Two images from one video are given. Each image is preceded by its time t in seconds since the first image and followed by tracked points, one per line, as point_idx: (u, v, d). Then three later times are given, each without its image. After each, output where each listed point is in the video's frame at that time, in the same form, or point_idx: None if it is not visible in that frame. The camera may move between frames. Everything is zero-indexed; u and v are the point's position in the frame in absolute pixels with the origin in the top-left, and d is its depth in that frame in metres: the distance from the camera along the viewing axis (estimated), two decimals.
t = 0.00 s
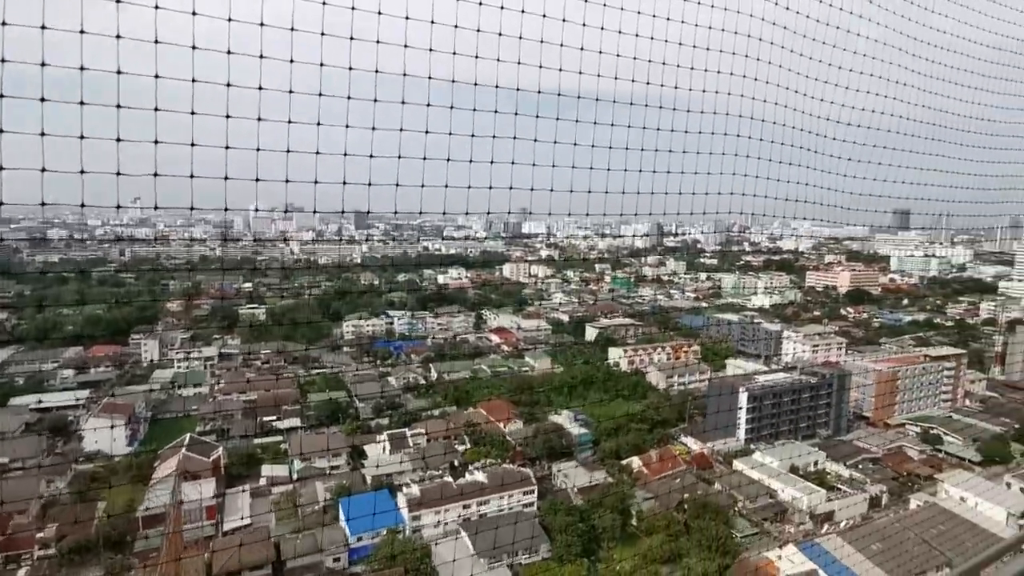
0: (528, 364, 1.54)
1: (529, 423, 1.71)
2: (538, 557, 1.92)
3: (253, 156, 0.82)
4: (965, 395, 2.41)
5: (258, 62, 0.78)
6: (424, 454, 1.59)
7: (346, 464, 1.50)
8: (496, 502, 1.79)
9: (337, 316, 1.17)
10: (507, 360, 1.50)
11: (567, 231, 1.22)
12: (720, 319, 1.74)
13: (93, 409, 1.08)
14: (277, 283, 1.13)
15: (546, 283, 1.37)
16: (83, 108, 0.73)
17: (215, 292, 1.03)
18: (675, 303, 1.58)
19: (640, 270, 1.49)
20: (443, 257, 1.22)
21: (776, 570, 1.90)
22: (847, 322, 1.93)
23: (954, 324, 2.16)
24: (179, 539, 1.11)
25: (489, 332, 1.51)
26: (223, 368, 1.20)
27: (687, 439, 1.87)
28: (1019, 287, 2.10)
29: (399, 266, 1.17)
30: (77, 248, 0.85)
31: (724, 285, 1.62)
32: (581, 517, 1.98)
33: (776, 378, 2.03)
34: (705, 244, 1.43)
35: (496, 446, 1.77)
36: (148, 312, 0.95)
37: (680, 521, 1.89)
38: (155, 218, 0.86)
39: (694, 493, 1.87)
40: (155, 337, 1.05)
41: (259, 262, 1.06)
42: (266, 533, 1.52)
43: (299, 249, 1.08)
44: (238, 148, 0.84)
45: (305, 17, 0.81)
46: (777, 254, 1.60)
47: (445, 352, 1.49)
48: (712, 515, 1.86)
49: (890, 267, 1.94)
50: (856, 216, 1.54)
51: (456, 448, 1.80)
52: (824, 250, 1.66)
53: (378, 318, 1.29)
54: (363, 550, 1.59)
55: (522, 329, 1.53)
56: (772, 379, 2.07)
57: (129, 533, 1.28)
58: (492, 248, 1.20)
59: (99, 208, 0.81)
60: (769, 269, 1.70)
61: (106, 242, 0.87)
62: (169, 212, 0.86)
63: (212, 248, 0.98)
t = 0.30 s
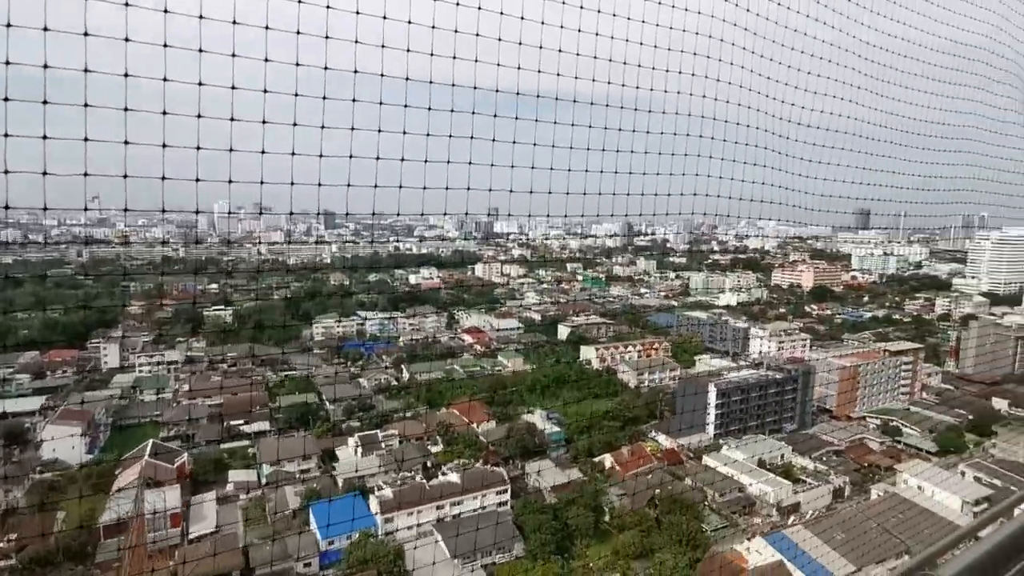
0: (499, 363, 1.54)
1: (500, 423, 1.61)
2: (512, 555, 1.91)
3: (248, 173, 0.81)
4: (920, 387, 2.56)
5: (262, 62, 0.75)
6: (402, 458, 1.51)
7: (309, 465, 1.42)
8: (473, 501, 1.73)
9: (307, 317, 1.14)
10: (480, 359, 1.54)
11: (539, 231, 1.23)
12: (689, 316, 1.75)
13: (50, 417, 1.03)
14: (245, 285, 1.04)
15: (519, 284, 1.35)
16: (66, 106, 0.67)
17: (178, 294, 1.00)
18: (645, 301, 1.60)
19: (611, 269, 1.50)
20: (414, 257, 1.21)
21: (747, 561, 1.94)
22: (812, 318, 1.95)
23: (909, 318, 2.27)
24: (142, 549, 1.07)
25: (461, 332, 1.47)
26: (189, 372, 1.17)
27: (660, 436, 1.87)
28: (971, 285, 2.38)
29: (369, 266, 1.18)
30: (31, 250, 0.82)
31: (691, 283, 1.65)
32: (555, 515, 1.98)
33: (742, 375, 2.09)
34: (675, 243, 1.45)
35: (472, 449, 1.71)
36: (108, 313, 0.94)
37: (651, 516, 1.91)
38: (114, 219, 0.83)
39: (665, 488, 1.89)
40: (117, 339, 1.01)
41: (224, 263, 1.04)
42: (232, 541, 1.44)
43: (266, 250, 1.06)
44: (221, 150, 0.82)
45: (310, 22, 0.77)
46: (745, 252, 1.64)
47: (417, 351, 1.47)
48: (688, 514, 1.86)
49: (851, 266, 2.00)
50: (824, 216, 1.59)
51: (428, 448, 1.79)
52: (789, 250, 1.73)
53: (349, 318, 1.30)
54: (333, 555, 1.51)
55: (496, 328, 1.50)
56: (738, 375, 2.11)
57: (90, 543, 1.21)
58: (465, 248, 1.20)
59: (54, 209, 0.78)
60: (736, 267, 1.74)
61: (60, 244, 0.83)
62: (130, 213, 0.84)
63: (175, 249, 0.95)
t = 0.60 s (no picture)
0: (476, 364, 1.49)
1: (478, 424, 1.49)
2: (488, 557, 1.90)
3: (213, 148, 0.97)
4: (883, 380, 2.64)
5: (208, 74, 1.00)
6: (377, 459, 1.40)
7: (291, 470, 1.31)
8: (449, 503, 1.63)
9: (279, 318, 1.10)
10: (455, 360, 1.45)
11: (514, 231, 1.34)
12: (664, 315, 1.74)
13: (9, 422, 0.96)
14: (214, 285, 1.05)
15: (494, 283, 1.39)
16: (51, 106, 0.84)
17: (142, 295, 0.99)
18: (619, 300, 1.62)
19: (585, 267, 1.53)
20: (388, 256, 1.23)
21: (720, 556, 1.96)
22: (781, 316, 2.02)
23: (871, 315, 2.34)
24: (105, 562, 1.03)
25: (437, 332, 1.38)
26: (153, 376, 1.07)
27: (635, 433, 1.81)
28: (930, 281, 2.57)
29: (340, 264, 1.18)
30: None
31: (667, 282, 1.65)
32: (532, 514, 1.97)
33: (714, 372, 2.14)
34: (647, 241, 1.57)
35: (449, 451, 1.59)
36: (66, 315, 0.91)
37: (626, 514, 1.93)
38: (74, 217, 0.86)
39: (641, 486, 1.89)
40: (77, 343, 0.96)
41: (193, 263, 1.03)
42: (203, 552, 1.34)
43: (235, 250, 1.05)
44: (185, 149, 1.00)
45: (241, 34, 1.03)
46: (712, 249, 1.74)
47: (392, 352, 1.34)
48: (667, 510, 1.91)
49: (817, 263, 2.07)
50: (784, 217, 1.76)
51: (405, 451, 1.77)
52: (759, 248, 1.87)
53: (324, 318, 1.26)
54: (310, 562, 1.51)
55: (472, 327, 1.46)
56: (712, 372, 2.15)
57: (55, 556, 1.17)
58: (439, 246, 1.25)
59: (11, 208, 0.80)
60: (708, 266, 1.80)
61: (19, 245, 0.84)
62: (91, 212, 0.87)
63: (140, 249, 0.95)
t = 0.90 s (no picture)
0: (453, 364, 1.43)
1: (455, 424, 1.42)
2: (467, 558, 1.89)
3: (178, 148, 1.00)
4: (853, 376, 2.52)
5: (173, 68, 0.98)
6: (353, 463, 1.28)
7: (262, 477, 1.16)
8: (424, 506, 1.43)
9: (250, 318, 1.12)
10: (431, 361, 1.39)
11: (490, 230, 1.43)
12: (639, 313, 1.78)
13: None
14: (184, 287, 1.05)
15: (469, 283, 1.42)
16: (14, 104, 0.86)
17: (106, 297, 0.98)
18: (594, 300, 1.64)
19: (560, 267, 1.56)
20: (364, 256, 1.26)
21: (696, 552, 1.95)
22: (753, 313, 2.10)
23: (840, 312, 2.40)
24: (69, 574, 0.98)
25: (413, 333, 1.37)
26: (122, 380, 1.01)
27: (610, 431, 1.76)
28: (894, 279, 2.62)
29: (313, 264, 1.18)
30: None
31: (640, 281, 1.74)
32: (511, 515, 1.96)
33: (691, 370, 1.97)
34: (623, 242, 1.68)
35: (427, 455, 1.41)
36: (29, 319, 0.91)
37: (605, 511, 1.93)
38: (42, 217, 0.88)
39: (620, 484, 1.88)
40: (38, 348, 0.92)
41: (161, 264, 1.02)
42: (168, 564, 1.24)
43: (206, 251, 1.05)
44: (147, 145, 0.97)
45: (210, 30, 1.01)
46: (686, 249, 1.84)
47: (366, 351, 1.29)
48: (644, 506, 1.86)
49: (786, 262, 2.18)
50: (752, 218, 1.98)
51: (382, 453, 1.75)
52: (731, 247, 1.97)
53: (296, 319, 1.19)
54: None
55: (448, 327, 1.41)
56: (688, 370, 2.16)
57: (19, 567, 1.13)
58: (415, 246, 1.29)
59: None
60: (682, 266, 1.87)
61: None
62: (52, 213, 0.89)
63: (105, 249, 0.96)
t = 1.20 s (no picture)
0: (430, 364, 1.43)
1: (433, 425, 1.43)
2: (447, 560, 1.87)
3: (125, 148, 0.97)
4: (824, 372, 2.55)
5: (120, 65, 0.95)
6: (331, 465, 1.27)
7: (236, 481, 1.14)
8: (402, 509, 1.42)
9: (223, 320, 1.10)
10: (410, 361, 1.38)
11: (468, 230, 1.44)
12: (617, 312, 1.78)
13: None
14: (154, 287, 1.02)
15: (448, 283, 1.42)
16: None
17: (74, 299, 0.95)
18: (572, 299, 1.65)
19: (538, 267, 1.57)
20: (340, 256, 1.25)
21: (672, 547, 1.94)
22: (728, 311, 2.15)
23: (812, 309, 2.45)
24: None
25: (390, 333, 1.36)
26: (89, 386, 0.98)
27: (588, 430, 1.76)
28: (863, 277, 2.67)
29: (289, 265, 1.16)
30: None
31: (617, 281, 1.76)
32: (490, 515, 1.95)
33: (668, 368, 2.00)
34: (600, 241, 1.70)
35: (405, 456, 1.42)
36: None
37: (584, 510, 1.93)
38: None
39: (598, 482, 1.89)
40: (2, 352, 0.89)
41: (130, 264, 0.99)
42: None
43: (177, 250, 1.04)
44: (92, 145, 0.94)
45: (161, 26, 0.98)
46: (662, 249, 1.87)
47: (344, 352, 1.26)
48: (623, 504, 1.85)
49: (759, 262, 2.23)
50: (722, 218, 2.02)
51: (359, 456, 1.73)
52: (706, 246, 2.02)
53: (273, 320, 1.17)
54: None
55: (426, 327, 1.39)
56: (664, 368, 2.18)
57: None
58: (392, 246, 1.32)
59: None
60: (659, 265, 1.89)
61: None
62: None
63: (72, 249, 0.94)
